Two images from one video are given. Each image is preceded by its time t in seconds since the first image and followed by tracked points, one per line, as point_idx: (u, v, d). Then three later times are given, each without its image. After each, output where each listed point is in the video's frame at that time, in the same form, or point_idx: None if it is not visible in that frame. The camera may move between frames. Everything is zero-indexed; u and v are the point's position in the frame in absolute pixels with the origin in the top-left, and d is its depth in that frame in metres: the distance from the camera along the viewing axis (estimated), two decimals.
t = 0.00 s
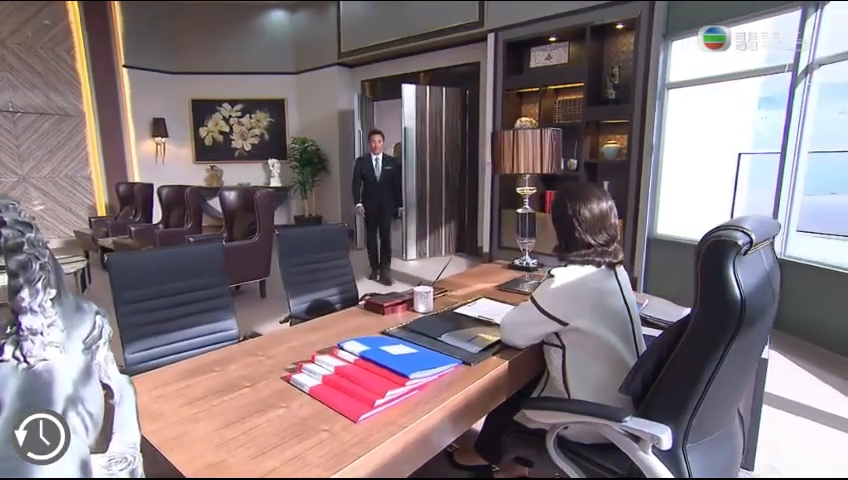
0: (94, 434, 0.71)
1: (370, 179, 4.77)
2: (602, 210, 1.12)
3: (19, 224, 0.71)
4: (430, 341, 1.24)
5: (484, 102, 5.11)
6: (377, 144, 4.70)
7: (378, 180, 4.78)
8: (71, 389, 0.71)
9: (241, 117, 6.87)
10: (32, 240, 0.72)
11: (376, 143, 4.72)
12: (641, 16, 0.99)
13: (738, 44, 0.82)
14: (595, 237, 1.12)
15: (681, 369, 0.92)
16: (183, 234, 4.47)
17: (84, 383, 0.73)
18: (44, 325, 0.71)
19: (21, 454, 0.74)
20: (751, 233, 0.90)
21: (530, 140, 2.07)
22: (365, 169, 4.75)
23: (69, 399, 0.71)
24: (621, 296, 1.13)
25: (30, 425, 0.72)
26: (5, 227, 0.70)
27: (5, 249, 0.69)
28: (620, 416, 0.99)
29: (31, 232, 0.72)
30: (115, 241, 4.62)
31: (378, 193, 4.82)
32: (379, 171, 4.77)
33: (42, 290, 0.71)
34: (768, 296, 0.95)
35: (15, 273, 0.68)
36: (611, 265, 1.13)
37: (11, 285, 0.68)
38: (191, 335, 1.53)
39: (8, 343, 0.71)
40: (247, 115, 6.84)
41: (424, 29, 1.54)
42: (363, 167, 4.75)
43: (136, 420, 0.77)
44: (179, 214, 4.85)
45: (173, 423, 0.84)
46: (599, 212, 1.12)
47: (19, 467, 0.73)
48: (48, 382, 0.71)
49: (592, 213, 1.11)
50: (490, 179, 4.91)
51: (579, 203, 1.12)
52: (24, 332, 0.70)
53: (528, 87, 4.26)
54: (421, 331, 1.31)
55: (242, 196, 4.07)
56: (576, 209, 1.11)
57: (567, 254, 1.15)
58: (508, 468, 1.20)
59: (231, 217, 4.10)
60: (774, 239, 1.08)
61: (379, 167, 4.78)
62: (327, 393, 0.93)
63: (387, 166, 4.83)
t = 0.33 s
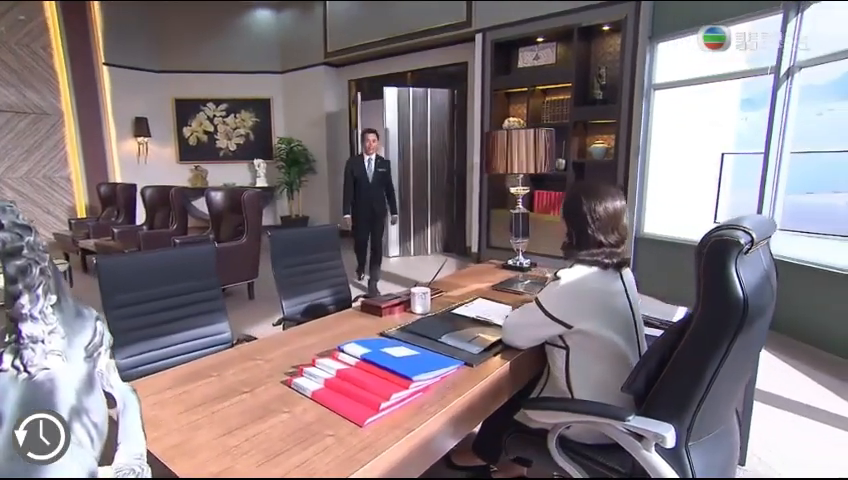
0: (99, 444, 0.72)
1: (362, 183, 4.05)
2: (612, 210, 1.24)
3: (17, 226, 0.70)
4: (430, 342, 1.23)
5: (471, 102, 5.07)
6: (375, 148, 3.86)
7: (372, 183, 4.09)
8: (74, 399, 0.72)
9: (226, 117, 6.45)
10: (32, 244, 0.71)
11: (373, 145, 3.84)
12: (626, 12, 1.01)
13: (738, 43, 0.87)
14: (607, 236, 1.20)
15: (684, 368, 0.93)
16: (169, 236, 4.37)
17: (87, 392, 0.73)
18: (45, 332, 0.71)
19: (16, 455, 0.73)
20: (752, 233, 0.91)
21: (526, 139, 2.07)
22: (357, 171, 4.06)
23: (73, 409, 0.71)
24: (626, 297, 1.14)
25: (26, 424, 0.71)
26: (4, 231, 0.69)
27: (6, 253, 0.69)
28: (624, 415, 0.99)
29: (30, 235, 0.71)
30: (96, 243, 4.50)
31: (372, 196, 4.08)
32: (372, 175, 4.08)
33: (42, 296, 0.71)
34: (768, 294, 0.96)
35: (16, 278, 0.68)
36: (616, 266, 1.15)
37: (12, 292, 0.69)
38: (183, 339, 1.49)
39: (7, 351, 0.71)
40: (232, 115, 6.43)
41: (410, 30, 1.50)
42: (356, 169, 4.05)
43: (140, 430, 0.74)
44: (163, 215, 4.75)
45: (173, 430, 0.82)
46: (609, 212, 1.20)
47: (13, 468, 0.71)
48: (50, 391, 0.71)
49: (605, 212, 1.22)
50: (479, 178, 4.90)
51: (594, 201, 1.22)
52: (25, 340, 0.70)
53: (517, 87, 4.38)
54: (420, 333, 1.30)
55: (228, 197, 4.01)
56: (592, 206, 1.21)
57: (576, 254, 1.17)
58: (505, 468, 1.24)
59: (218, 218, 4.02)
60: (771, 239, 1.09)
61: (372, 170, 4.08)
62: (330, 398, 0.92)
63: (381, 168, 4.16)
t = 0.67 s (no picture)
0: (109, 458, 0.67)
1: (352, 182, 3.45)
2: (633, 207, 1.21)
3: (19, 231, 0.68)
4: (431, 343, 1.22)
5: (458, 102, 5.04)
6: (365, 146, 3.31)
7: (363, 185, 3.47)
8: (82, 409, 0.68)
9: (210, 117, 6.27)
10: (34, 248, 0.69)
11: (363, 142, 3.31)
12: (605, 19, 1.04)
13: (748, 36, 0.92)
14: (623, 234, 1.20)
15: (688, 367, 0.93)
16: (155, 238, 4.29)
17: (94, 402, 0.69)
18: (47, 338, 0.67)
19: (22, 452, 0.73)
20: (754, 231, 0.92)
21: (519, 140, 2.07)
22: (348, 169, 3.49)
23: (81, 420, 0.67)
24: (634, 295, 1.21)
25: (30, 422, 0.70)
26: (4, 235, 0.67)
27: (7, 258, 0.66)
28: (628, 413, 1.00)
29: (31, 239, 0.69)
30: (76, 245, 4.37)
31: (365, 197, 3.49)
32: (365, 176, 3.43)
33: (45, 302, 0.68)
34: (769, 292, 0.98)
35: (16, 283, 0.65)
36: (629, 264, 1.20)
37: (12, 298, 0.65)
38: (175, 344, 1.45)
39: (10, 361, 0.68)
40: (216, 114, 6.28)
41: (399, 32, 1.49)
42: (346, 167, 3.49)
43: (150, 437, 0.69)
44: (147, 216, 4.64)
45: (174, 438, 0.79)
46: (628, 209, 1.20)
47: (18, 467, 0.72)
48: (57, 402, 0.67)
49: (623, 208, 1.20)
50: (467, 176, 4.89)
51: (611, 198, 1.20)
52: (28, 348, 0.67)
53: (506, 87, 4.42)
54: (420, 334, 1.29)
55: (214, 197, 3.93)
56: (610, 203, 1.19)
57: (593, 249, 1.21)
58: (504, 468, 1.18)
59: (205, 219, 3.95)
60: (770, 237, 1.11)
61: (365, 169, 3.46)
62: (334, 402, 0.91)
63: (375, 165, 3.50)
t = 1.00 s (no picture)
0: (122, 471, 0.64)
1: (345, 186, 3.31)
2: (638, 206, 1.22)
3: (24, 234, 0.60)
4: (433, 345, 1.21)
5: (445, 103, 5.03)
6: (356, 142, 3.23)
7: (357, 187, 3.32)
8: (94, 421, 0.63)
9: (192, 116, 6.17)
10: (42, 252, 0.61)
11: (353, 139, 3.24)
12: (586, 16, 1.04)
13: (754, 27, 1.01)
14: (630, 231, 1.21)
15: (692, 365, 0.94)
16: (138, 240, 4.20)
17: (105, 414, 0.64)
18: (57, 349, 0.61)
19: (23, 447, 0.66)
20: (756, 229, 0.94)
21: (513, 140, 2.08)
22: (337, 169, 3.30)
23: (94, 433, 0.62)
24: (636, 294, 1.22)
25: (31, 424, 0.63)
26: (8, 238, 0.58)
27: (11, 264, 0.58)
28: (632, 412, 1.00)
29: (38, 243, 0.61)
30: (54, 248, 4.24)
31: (358, 200, 3.33)
32: (359, 176, 3.31)
33: (54, 309, 0.61)
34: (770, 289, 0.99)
35: (22, 291, 0.58)
36: (634, 261, 1.21)
37: (18, 308, 0.58)
38: (168, 349, 1.41)
39: (14, 372, 0.60)
40: (198, 114, 6.18)
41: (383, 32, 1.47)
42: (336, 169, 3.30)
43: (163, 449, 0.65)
44: (129, 218, 4.53)
45: (179, 448, 0.76)
46: (634, 206, 1.21)
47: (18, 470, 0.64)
48: (67, 415, 0.61)
49: (631, 206, 1.21)
50: (454, 176, 4.88)
51: (619, 196, 1.21)
52: (35, 359, 0.60)
53: (492, 87, 4.41)
54: (421, 336, 1.28)
55: (200, 198, 3.85)
56: (618, 200, 1.21)
57: (601, 246, 1.21)
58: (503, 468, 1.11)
59: (190, 221, 3.87)
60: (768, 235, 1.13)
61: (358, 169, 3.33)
62: (341, 406, 0.89)
63: (370, 165, 3.36)
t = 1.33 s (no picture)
0: None
1: (343, 189, 3.05)
2: (627, 207, 1.24)
3: (31, 238, 0.60)
4: (435, 347, 1.21)
5: (433, 103, 5.02)
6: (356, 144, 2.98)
7: (355, 190, 3.08)
8: (107, 433, 0.57)
9: (175, 116, 6.05)
10: (48, 257, 0.61)
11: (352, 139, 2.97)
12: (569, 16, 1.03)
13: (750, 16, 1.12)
14: (618, 233, 1.23)
15: (695, 362, 0.95)
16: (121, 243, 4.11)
17: (117, 425, 0.59)
18: (66, 356, 0.60)
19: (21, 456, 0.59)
20: (757, 229, 0.95)
21: (507, 140, 2.11)
22: (333, 170, 3.02)
23: (107, 445, 0.56)
24: (633, 294, 1.22)
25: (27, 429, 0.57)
26: (13, 242, 0.58)
27: (18, 270, 0.57)
28: (636, 410, 1.01)
29: (44, 247, 0.61)
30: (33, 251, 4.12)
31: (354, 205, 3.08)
32: (356, 177, 3.07)
33: (62, 317, 0.61)
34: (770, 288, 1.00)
35: (30, 298, 0.57)
36: (627, 261, 1.23)
37: (24, 316, 0.57)
38: (161, 354, 1.38)
39: (21, 383, 0.58)
40: (181, 113, 6.07)
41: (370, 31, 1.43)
42: (332, 170, 3.02)
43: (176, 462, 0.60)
44: (111, 220, 4.42)
45: (182, 456, 0.74)
46: (623, 208, 1.23)
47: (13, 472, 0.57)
48: (78, 426, 0.56)
49: (619, 208, 1.22)
50: (443, 176, 4.88)
51: (608, 198, 1.22)
52: (44, 369, 0.58)
53: (480, 87, 4.38)
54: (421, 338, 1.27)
55: (186, 199, 3.78)
56: (606, 203, 1.22)
57: (590, 248, 1.22)
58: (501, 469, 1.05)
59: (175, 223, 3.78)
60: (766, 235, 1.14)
61: (355, 171, 3.08)
62: (346, 410, 0.88)
63: (366, 168, 3.13)
